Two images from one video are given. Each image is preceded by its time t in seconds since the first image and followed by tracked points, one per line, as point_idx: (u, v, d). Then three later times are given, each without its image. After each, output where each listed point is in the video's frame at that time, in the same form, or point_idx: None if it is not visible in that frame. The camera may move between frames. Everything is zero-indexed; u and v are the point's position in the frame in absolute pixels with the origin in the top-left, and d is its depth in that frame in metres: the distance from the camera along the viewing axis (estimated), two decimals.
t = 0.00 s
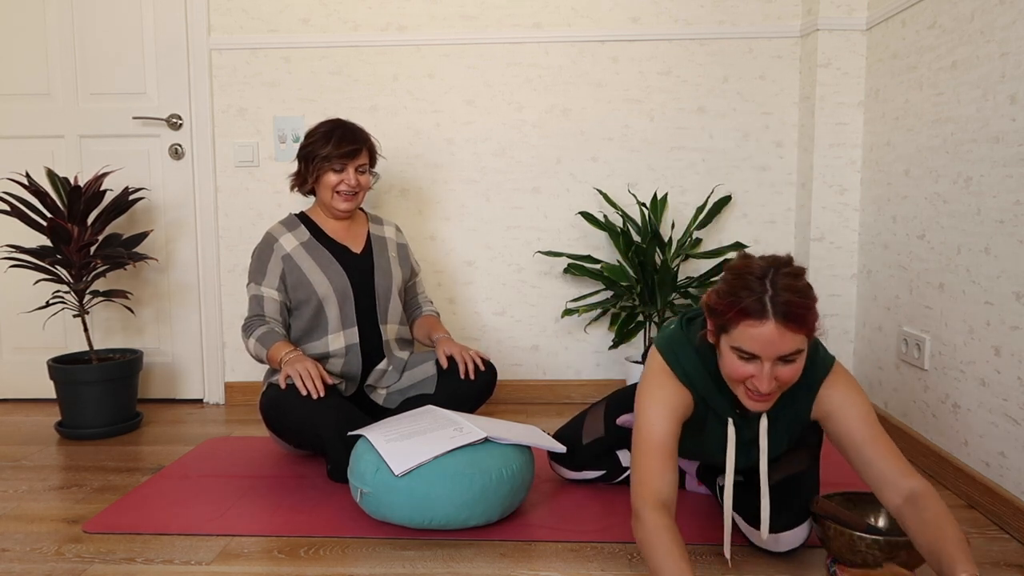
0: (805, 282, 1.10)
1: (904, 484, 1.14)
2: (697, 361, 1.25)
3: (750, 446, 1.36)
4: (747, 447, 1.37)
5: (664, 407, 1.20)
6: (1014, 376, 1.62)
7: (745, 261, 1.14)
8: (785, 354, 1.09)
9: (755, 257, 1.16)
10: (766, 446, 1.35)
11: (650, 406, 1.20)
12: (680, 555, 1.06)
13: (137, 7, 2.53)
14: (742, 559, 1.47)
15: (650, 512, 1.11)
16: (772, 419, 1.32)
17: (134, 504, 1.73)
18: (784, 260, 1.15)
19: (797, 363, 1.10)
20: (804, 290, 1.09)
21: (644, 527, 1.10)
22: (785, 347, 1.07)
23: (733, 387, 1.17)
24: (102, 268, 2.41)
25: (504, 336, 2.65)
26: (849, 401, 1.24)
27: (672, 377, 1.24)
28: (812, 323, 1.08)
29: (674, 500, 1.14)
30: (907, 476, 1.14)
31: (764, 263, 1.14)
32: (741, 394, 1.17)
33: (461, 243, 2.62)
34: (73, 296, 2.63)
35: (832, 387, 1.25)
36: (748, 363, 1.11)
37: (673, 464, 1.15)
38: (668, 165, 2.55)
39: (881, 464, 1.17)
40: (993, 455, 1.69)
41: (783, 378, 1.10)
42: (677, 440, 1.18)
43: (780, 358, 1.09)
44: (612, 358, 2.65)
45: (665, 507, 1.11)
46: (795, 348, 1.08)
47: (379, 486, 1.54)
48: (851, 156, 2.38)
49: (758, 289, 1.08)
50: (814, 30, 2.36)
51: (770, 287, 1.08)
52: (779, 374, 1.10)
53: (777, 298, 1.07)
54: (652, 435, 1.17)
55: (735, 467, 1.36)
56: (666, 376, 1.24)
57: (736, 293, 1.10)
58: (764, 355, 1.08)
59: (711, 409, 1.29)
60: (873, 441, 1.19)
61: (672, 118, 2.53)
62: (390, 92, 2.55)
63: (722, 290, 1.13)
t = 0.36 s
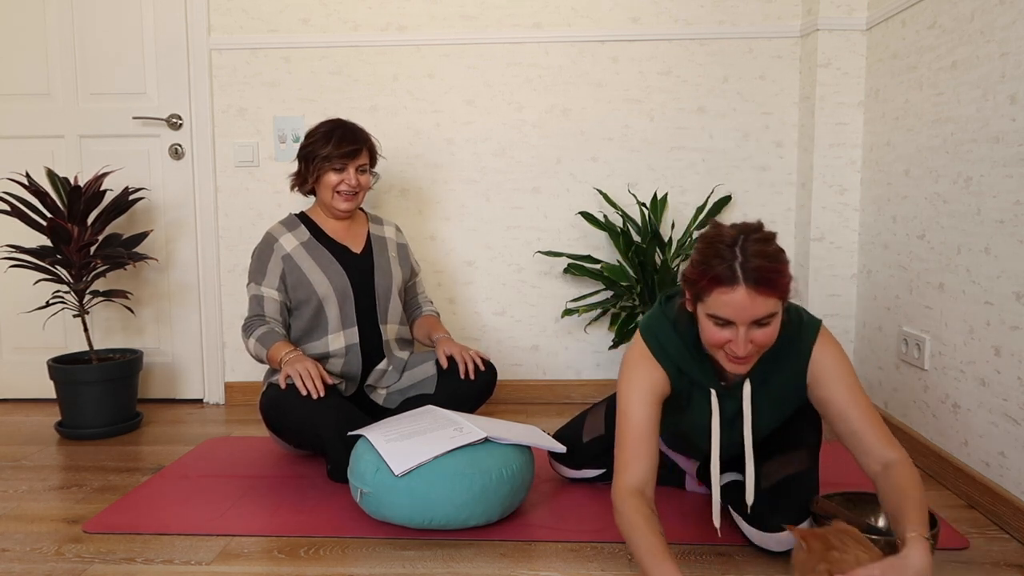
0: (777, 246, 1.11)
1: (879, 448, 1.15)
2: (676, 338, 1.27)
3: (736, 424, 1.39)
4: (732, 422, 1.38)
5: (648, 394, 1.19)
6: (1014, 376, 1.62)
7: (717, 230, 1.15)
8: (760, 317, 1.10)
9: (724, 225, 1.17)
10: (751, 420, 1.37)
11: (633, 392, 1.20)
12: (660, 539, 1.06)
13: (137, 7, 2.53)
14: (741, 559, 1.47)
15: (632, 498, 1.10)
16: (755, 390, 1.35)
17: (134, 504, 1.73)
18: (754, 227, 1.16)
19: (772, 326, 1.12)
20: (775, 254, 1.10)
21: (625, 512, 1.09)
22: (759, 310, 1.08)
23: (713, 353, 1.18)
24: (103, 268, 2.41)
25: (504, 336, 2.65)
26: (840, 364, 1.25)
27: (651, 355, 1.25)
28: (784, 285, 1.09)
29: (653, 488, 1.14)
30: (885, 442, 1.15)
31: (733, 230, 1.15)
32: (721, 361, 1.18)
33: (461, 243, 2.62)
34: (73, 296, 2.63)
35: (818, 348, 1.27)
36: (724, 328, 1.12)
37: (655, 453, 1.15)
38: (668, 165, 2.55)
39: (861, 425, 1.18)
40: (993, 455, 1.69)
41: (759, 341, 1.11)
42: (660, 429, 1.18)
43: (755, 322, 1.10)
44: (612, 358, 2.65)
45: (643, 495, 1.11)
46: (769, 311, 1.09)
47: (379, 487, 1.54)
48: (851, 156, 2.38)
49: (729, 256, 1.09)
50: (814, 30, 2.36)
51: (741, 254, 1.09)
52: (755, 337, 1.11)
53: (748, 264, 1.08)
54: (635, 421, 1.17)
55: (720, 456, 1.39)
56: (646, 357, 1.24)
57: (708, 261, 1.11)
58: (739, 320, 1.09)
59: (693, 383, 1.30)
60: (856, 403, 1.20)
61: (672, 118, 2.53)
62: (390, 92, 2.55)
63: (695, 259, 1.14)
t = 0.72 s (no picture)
0: (750, 221, 1.18)
1: (854, 419, 1.25)
2: (659, 320, 1.35)
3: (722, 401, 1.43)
4: (718, 398, 1.43)
5: (632, 386, 1.27)
6: (1014, 376, 1.62)
7: (692, 208, 1.22)
8: (737, 290, 1.16)
9: (701, 203, 1.24)
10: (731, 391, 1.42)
11: (619, 385, 1.27)
12: (643, 518, 1.12)
13: (137, 7, 2.53)
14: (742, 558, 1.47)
15: (616, 480, 1.17)
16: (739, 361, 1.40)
17: (134, 504, 1.73)
18: (729, 203, 1.23)
19: (749, 299, 1.18)
20: (748, 228, 1.16)
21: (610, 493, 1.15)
22: (734, 283, 1.15)
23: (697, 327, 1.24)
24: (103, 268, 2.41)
25: (504, 336, 2.65)
26: (825, 341, 1.33)
27: (635, 339, 1.32)
28: (757, 258, 1.15)
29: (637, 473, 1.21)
30: (861, 414, 1.25)
31: (708, 207, 1.22)
32: (705, 334, 1.24)
33: (461, 243, 2.62)
34: (73, 296, 2.63)
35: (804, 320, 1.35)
36: (704, 303, 1.18)
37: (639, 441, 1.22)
38: (668, 165, 2.55)
39: (841, 395, 1.28)
40: (993, 455, 1.70)
41: (737, 313, 1.18)
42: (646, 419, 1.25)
43: (732, 295, 1.16)
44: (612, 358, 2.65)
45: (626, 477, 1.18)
46: (745, 283, 1.15)
47: (379, 487, 1.54)
48: (851, 156, 2.38)
49: (705, 233, 1.16)
50: (814, 30, 2.36)
51: (715, 230, 1.16)
52: (734, 309, 1.17)
53: (723, 240, 1.15)
54: (619, 409, 1.24)
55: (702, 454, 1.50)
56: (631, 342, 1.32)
57: (685, 238, 1.18)
58: (716, 294, 1.16)
59: (679, 359, 1.37)
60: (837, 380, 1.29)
61: (672, 118, 2.53)
62: (390, 92, 2.55)
63: (674, 238, 1.21)
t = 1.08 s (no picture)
0: (736, 214, 1.18)
1: (837, 406, 1.31)
2: (653, 310, 1.37)
3: (716, 392, 1.44)
4: (711, 390, 1.44)
5: (626, 376, 1.32)
6: (1014, 376, 1.62)
7: (681, 201, 1.23)
8: (722, 284, 1.18)
9: (689, 195, 1.24)
10: (729, 388, 1.43)
11: (613, 372, 1.32)
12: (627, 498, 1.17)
13: (137, 7, 2.53)
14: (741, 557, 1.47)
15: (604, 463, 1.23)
16: (733, 351, 1.40)
17: (134, 504, 1.73)
18: (717, 195, 1.23)
19: (736, 291, 1.20)
20: (734, 222, 1.17)
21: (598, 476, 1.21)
22: (719, 277, 1.16)
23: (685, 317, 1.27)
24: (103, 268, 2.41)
25: (504, 336, 2.65)
26: (821, 326, 1.35)
27: (627, 330, 1.36)
28: (743, 251, 1.16)
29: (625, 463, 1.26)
30: (843, 402, 1.31)
31: (696, 200, 1.22)
32: (693, 324, 1.26)
33: (461, 243, 2.62)
34: (73, 296, 2.63)
35: (797, 310, 1.36)
36: (689, 295, 1.20)
37: (628, 432, 1.28)
38: (668, 165, 2.55)
39: (826, 384, 1.32)
40: (993, 455, 1.69)
41: (723, 305, 1.20)
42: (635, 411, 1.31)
43: (717, 288, 1.18)
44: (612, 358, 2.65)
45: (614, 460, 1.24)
46: (730, 277, 1.17)
47: (379, 486, 1.54)
48: (851, 156, 2.38)
49: (691, 227, 1.17)
50: (814, 30, 2.36)
51: (702, 224, 1.17)
52: (720, 302, 1.19)
53: (709, 235, 1.15)
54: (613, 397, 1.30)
55: (699, 449, 1.50)
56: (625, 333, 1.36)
57: (672, 232, 1.19)
58: (702, 287, 1.17)
59: (671, 349, 1.39)
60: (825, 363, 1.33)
61: (672, 118, 2.53)
62: (390, 92, 2.55)
63: (662, 231, 1.22)
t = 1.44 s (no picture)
0: (734, 212, 1.19)
1: (827, 404, 1.34)
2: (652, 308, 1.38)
3: (714, 392, 1.43)
4: (709, 390, 1.43)
5: (621, 368, 1.36)
6: (1014, 376, 1.62)
7: (679, 200, 1.23)
8: (720, 281, 1.18)
9: (689, 193, 1.24)
10: (729, 388, 1.42)
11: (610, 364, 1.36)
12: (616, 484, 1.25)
13: (137, 6, 2.53)
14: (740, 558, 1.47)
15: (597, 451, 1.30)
16: (732, 351, 1.40)
17: (135, 504, 1.73)
18: (716, 193, 1.23)
19: (734, 289, 1.20)
20: (732, 220, 1.17)
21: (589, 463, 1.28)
22: (717, 275, 1.16)
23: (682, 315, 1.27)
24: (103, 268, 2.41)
25: (504, 336, 2.65)
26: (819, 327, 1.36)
27: (625, 326, 1.37)
28: (741, 250, 1.16)
29: (617, 448, 1.34)
30: (832, 400, 1.35)
31: (695, 198, 1.23)
32: (690, 322, 1.26)
33: (460, 243, 2.62)
34: (73, 296, 2.63)
35: (796, 311, 1.36)
36: (687, 293, 1.21)
37: (622, 421, 1.34)
38: (668, 165, 2.55)
39: (819, 382, 1.35)
40: (993, 455, 1.69)
41: (721, 303, 1.20)
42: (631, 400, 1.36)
43: (716, 285, 1.18)
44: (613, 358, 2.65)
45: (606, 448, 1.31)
46: (728, 275, 1.17)
47: (379, 486, 1.55)
48: (851, 156, 2.37)
49: (690, 225, 1.17)
50: (814, 30, 2.36)
51: (700, 222, 1.17)
52: (717, 300, 1.19)
53: (707, 234, 1.15)
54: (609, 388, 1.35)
55: (695, 449, 1.50)
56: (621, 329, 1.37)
57: (670, 230, 1.19)
58: (700, 284, 1.18)
59: (669, 346, 1.39)
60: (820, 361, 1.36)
61: (672, 118, 2.53)
62: (390, 92, 2.55)
63: (661, 230, 1.22)
